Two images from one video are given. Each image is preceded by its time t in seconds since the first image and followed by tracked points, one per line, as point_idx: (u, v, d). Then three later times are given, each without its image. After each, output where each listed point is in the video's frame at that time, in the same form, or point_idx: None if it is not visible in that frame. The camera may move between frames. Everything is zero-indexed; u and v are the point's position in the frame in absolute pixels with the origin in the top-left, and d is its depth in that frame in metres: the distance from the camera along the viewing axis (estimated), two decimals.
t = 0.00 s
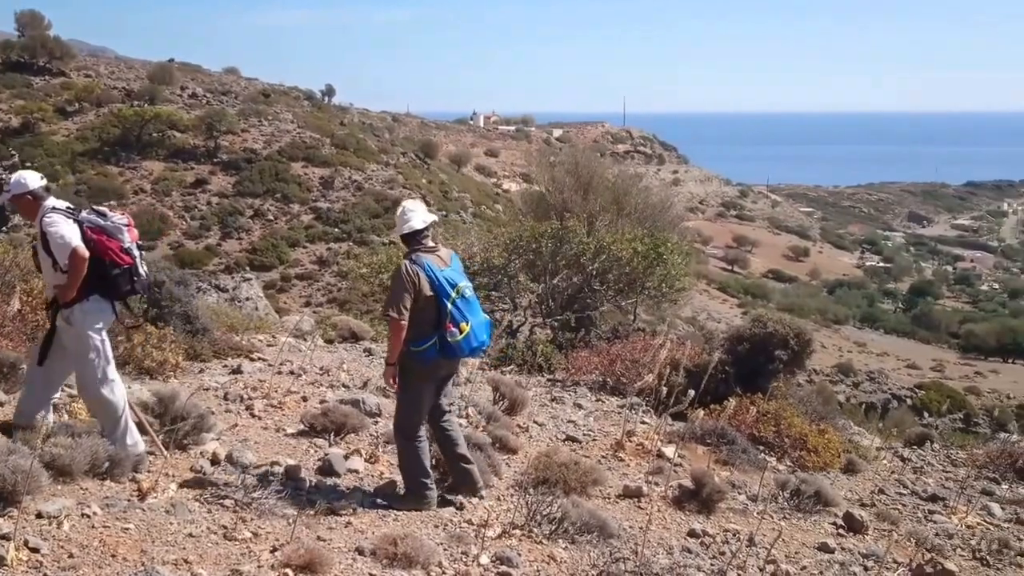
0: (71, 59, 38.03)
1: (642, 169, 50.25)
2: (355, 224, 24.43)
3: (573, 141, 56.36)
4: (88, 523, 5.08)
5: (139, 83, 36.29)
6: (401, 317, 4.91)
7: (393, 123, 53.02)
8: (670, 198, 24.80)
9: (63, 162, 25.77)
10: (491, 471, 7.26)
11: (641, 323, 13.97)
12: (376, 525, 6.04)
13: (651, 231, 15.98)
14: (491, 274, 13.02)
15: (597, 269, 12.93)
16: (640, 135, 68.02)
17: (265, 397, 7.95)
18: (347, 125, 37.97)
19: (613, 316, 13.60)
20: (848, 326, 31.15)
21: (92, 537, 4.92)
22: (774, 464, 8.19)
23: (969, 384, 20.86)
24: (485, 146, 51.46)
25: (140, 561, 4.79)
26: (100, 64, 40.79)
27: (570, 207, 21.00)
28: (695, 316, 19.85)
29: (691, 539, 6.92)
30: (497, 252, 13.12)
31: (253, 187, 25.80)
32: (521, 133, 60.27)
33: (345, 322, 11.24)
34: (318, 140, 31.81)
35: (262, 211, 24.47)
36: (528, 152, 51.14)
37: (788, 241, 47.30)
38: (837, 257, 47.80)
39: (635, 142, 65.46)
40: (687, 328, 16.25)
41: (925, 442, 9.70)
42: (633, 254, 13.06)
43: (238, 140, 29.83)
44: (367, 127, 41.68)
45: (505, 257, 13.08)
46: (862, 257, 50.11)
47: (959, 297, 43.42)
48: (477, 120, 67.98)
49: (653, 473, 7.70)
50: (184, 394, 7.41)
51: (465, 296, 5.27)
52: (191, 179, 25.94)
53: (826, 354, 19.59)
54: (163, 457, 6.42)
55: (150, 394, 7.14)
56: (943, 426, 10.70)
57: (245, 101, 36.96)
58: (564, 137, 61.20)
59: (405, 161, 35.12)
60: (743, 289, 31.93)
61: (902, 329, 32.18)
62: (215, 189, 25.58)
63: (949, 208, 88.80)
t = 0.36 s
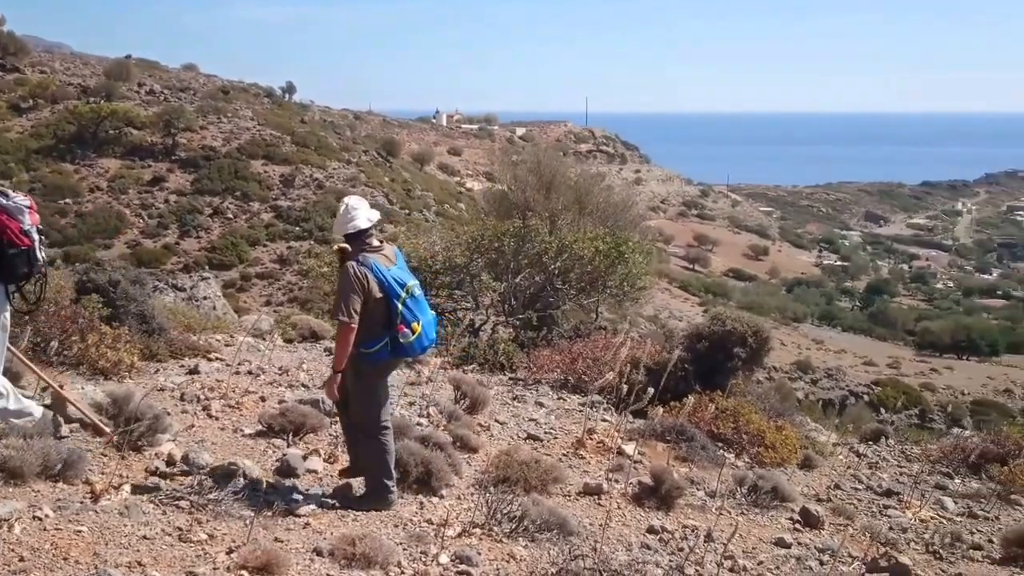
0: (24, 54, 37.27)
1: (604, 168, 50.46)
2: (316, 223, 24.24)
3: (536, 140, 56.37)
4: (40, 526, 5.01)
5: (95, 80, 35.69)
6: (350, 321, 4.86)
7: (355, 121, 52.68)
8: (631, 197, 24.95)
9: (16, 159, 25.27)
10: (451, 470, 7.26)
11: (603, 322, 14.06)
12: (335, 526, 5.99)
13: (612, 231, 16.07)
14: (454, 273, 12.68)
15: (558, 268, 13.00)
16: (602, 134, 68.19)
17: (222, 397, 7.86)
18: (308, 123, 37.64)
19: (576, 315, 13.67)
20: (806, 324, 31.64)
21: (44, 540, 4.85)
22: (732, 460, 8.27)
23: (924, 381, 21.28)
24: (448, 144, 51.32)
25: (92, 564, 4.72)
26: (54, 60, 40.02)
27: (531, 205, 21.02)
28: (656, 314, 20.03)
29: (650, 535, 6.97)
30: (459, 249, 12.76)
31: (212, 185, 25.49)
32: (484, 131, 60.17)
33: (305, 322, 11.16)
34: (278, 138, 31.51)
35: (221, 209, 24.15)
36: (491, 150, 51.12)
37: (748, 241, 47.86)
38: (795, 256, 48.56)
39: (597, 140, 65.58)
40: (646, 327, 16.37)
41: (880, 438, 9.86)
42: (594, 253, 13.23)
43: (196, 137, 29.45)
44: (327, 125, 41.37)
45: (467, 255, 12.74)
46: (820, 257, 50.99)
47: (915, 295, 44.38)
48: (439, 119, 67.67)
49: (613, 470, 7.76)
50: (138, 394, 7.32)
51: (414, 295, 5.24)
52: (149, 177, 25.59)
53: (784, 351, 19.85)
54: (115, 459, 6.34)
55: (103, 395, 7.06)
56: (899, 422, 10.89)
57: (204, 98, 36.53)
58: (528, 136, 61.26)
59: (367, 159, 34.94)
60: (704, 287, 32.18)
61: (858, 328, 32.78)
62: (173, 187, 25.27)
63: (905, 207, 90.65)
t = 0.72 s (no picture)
0: None
1: (566, 167, 50.66)
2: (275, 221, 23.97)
3: (498, 139, 56.37)
4: None
5: (48, 76, 34.99)
6: (314, 316, 4.83)
7: (314, 119, 52.25)
8: (591, 196, 25.05)
9: None
10: (410, 469, 7.23)
11: (565, 320, 14.09)
12: (293, 527, 5.91)
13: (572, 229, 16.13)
14: (414, 272, 12.60)
15: (519, 266, 13.06)
16: (565, 133, 68.38)
17: (178, 398, 7.75)
18: (266, 121, 37.26)
19: (537, 313, 13.68)
20: (765, 321, 32.08)
21: None
22: (691, 457, 8.33)
23: (880, 377, 21.69)
24: (409, 143, 51.07)
25: (42, 568, 4.64)
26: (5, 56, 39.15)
27: (491, 204, 21.03)
28: (617, 311, 20.15)
29: (609, 532, 7.00)
30: (419, 249, 12.70)
31: (169, 183, 25.13)
32: (445, 130, 59.99)
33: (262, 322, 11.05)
34: (237, 137, 31.17)
35: (178, 208, 23.81)
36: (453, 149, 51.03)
37: (708, 240, 48.35)
38: (755, 254, 49.22)
39: (559, 139, 65.67)
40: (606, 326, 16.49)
41: (836, 433, 10.01)
42: (555, 252, 13.27)
43: (153, 135, 29.01)
44: (287, 123, 41.01)
45: (427, 254, 12.71)
46: (778, 256, 51.79)
47: (872, 294, 45.31)
48: (401, 117, 67.31)
49: (573, 468, 7.78)
50: (91, 395, 7.19)
51: (359, 291, 5.33)
52: (104, 175, 25.15)
53: (742, 348, 20.07)
54: (69, 460, 6.23)
55: (55, 394, 6.92)
56: (855, 418, 11.06)
57: (160, 95, 35.98)
58: (489, 134, 61.22)
59: (327, 158, 34.68)
60: (664, 286, 32.39)
61: (816, 325, 33.33)
62: (129, 185, 24.88)
63: (862, 207, 92.39)
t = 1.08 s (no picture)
0: None
1: (526, 167, 50.76)
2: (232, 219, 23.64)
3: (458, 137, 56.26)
4: None
5: None
6: (232, 304, 4.79)
7: (272, 117, 51.72)
8: (549, 194, 25.09)
9: None
10: (368, 469, 7.18)
11: (525, 319, 14.12)
12: (249, 528, 5.84)
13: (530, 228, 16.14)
14: (374, 271, 12.45)
15: (478, 265, 13.02)
16: (525, 133, 68.43)
17: (134, 400, 7.63)
18: (223, 119, 36.81)
19: (496, 312, 13.72)
20: (724, 319, 32.44)
21: None
22: (649, 454, 8.39)
23: (837, 373, 22.08)
24: (368, 141, 50.67)
25: None
26: None
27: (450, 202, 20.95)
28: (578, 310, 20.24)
29: (568, 530, 7.02)
30: (378, 247, 12.55)
31: (123, 182, 24.71)
32: (405, 129, 59.65)
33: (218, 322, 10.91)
34: (192, 135, 30.74)
35: (132, 207, 23.44)
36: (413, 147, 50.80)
37: (667, 238, 48.69)
38: (713, 253, 49.82)
39: (519, 138, 65.57)
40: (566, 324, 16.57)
41: (791, 429, 10.15)
42: (515, 251, 13.32)
43: (108, 134, 28.54)
44: (244, 121, 40.53)
45: (386, 253, 12.54)
46: (736, 254, 52.49)
47: (827, 291, 46.15)
48: (360, 116, 66.82)
49: (532, 466, 7.80)
50: (42, 397, 7.04)
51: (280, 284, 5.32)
52: (57, 173, 24.69)
53: (700, 345, 20.26)
54: (20, 463, 6.10)
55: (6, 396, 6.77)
56: (811, 413, 11.23)
57: (114, 93, 35.35)
58: (450, 133, 61.05)
59: (284, 156, 34.34)
60: (624, 284, 32.42)
61: (773, 323, 33.86)
62: (83, 184, 24.44)
63: (818, 207, 94.11)
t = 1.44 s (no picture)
0: None
1: (485, 164, 50.77)
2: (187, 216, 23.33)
3: (417, 135, 56.04)
4: None
5: None
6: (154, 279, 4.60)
7: (228, 114, 50.99)
8: (508, 191, 25.13)
9: None
10: (325, 470, 7.13)
11: (485, 318, 14.13)
12: (203, 531, 5.77)
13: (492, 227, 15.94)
14: (332, 269, 12.46)
15: (437, 263, 13.04)
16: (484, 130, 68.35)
17: (85, 401, 7.50)
18: (177, 116, 36.26)
19: (456, 312, 13.51)
20: (682, 316, 32.74)
21: None
22: (607, 450, 8.42)
23: (792, 368, 22.45)
24: (326, 138, 50.17)
25: None
26: None
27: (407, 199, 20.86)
28: (538, 308, 20.38)
29: (526, 527, 7.04)
30: (336, 245, 12.53)
31: (75, 180, 24.24)
32: (363, 125, 59.17)
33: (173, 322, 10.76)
34: (145, 132, 30.16)
35: (84, 206, 23.01)
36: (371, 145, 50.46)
37: (626, 235, 48.93)
38: (672, 250, 50.35)
39: (478, 135, 65.28)
40: (525, 323, 16.59)
41: (748, 424, 10.29)
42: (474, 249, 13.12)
43: (58, 131, 27.95)
44: (199, 118, 39.94)
45: (344, 251, 12.59)
46: (694, 252, 53.08)
47: (783, 288, 46.90)
48: (317, 112, 66.12)
49: (491, 464, 7.81)
50: None
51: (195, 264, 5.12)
52: (6, 171, 24.14)
53: (657, 342, 20.42)
54: None
55: None
56: (766, 409, 11.40)
57: (65, 89, 34.60)
58: (409, 129, 60.75)
59: (240, 154, 33.93)
60: (584, 282, 32.37)
61: (730, 319, 34.36)
62: (33, 182, 23.93)
63: (774, 204, 95.70)
